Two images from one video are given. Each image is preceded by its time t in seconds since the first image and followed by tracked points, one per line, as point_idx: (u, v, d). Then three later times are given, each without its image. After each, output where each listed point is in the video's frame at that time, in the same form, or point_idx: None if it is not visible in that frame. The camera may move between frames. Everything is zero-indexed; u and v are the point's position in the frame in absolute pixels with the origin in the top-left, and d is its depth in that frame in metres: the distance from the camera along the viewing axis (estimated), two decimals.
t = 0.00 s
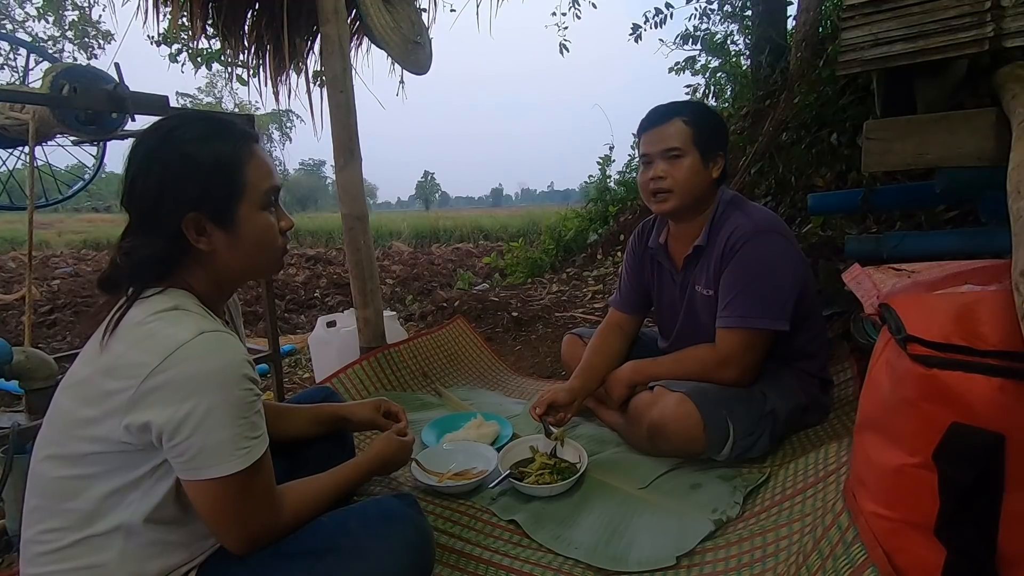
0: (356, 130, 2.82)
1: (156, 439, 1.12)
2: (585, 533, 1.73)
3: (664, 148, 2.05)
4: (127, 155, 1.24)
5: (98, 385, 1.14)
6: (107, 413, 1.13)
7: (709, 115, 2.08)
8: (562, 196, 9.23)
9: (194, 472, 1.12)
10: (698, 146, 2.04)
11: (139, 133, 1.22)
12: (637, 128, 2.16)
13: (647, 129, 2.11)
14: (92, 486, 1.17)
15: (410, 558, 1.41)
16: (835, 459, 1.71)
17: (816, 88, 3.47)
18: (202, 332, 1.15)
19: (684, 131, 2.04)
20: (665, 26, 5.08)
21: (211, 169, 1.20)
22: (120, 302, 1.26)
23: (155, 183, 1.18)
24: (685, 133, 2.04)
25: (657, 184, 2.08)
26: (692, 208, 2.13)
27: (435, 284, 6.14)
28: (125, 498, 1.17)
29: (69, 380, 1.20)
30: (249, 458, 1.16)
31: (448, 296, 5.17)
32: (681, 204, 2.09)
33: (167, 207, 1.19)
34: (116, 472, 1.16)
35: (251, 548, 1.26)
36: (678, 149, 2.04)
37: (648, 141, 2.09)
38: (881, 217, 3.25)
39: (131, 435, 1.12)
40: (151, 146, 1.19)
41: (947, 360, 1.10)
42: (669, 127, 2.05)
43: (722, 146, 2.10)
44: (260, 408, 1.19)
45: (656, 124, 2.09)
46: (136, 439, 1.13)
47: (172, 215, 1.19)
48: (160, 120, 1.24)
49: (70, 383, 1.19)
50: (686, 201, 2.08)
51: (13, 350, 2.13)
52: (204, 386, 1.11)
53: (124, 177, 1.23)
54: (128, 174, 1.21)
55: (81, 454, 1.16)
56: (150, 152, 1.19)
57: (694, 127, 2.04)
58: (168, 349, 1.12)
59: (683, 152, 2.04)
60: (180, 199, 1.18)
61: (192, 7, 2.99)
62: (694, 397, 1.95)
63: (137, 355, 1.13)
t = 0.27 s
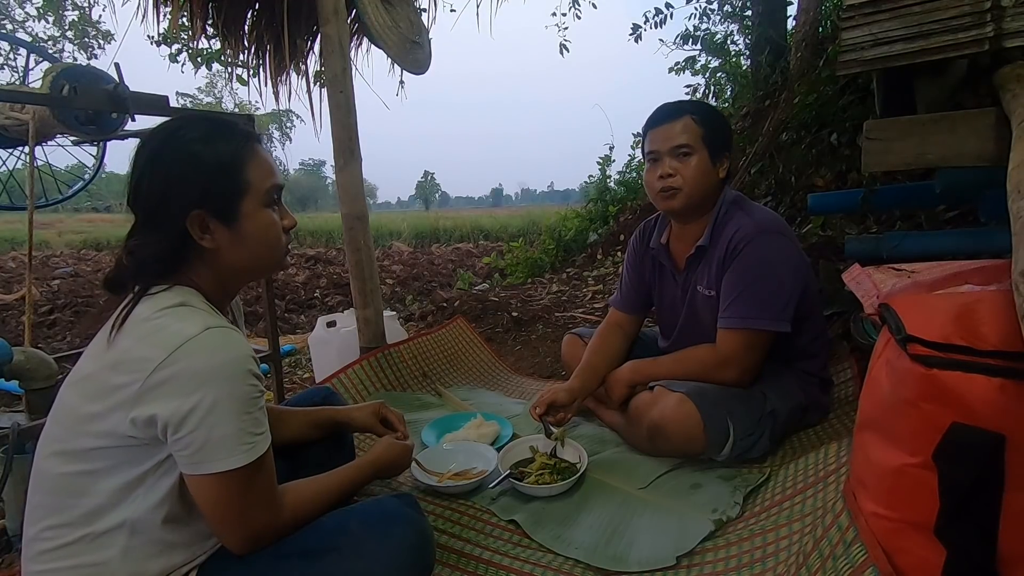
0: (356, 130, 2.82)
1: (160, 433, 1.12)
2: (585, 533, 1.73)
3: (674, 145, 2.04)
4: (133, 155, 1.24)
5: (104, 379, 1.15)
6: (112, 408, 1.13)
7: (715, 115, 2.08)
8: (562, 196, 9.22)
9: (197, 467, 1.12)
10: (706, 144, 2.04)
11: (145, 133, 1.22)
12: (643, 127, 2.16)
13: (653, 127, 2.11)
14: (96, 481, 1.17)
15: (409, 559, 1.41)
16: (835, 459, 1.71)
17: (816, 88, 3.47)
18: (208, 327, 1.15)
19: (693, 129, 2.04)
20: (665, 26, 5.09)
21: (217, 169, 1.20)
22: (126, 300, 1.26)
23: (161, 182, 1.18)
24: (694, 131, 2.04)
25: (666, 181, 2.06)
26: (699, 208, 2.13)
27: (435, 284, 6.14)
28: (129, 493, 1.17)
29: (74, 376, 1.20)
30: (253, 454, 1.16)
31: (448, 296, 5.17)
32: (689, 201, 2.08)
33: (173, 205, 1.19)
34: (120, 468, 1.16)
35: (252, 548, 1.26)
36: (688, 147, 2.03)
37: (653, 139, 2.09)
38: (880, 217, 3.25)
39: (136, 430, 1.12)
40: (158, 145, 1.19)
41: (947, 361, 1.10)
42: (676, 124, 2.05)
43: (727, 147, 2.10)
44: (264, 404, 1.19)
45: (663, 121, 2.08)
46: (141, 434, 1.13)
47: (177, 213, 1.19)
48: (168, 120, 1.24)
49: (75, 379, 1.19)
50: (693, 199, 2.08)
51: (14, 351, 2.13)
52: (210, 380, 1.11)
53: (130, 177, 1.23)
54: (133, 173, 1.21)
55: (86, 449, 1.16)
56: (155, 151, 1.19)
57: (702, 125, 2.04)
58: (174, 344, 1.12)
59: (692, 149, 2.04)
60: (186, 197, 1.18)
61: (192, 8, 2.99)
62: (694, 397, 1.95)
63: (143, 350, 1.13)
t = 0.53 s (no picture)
0: (356, 130, 2.82)
1: (162, 432, 1.12)
2: (585, 533, 1.73)
3: (676, 145, 2.04)
4: (138, 156, 1.24)
5: (107, 378, 1.15)
6: (115, 406, 1.13)
7: (717, 115, 2.08)
8: (562, 196, 9.23)
9: (199, 465, 1.12)
10: (706, 144, 2.05)
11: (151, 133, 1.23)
12: (645, 126, 2.16)
13: (654, 127, 2.11)
14: (97, 480, 1.17)
15: (410, 558, 1.41)
16: (835, 459, 1.71)
17: (816, 89, 3.47)
18: (211, 327, 1.15)
19: (695, 129, 2.04)
20: (665, 26, 5.09)
21: (222, 170, 1.20)
22: (130, 298, 1.26)
23: (166, 182, 1.18)
24: (696, 131, 2.04)
25: (666, 180, 2.06)
26: (700, 208, 2.13)
27: (435, 284, 6.14)
28: (130, 492, 1.17)
29: (77, 374, 1.20)
30: (254, 453, 1.16)
31: (448, 296, 5.17)
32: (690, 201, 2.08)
33: (177, 205, 1.19)
34: (122, 466, 1.16)
35: (252, 548, 1.26)
36: (689, 146, 2.04)
37: (655, 139, 2.09)
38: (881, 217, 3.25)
39: (138, 428, 1.13)
40: (165, 146, 1.19)
41: (946, 361, 1.10)
42: (678, 124, 2.05)
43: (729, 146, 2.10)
44: (265, 404, 1.19)
45: (665, 121, 2.08)
46: (143, 432, 1.13)
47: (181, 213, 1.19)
48: (175, 121, 1.24)
49: (78, 377, 1.19)
50: (694, 199, 2.08)
51: (13, 351, 2.13)
52: (213, 378, 1.11)
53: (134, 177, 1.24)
54: (138, 173, 1.21)
55: (87, 447, 1.16)
56: (160, 152, 1.19)
57: (704, 125, 2.05)
58: (177, 342, 1.12)
59: (693, 148, 2.04)
60: (190, 198, 1.19)
61: (192, 8, 2.99)
62: (694, 397, 1.95)
63: (146, 348, 1.13)
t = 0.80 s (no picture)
0: (356, 130, 2.82)
1: (162, 432, 1.12)
2: (585, 533, 1.73)
3: (673, 146, 2.04)
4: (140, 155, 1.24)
5: (107, 378, 1.15)
6: (115, 406, 1.13)
7: (715, 116, 2.08)
8: (562, 196, 9.23)
9: (198, 466, 1.12)
10: (705, 144, 2.04)
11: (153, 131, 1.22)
12: (643, 127, 2.16)
13: (652, 128, 2.11)
14: (97, 480, 1.17)
15: (409, 557, 1.41)
16: (835, 459, 1.71)
17: (816, 88, 3.47)
18: (211, 327, 1.15)
19: (693, 129, 2.04)
20: (665, 26, 5.09)
21: (223, 170, 1.20)
22: (132, 297, 1.26)
23: (167, 183, 1.18)
24: (694, 131, 2.03)
25: (665, 180, 2.06)
26: (699, 207, 2.12)
27: (435, 284, 6.14)
28: (129, 492, 1.17)
29: (78, 373, 1.20)
30: (254, 454, 1.16)
31: (448, 296, 5.17)
32: (688, 202, 2.08)
33: (177, 205, 1.19)
34: (122, 466, 1.16)
35: (252, 547, 1.26)
36: (687, 147, 2.03)
37: (653, 139, 2.09)
38: (881, 217, 3.25)
39: (138, 428, 1.12)
40: (165, 147, 1.19)
41: (946, 360, 1.10)
42: (676, 124, 2.05)
43: (727, 146, 2.10)
44: (265, 404, 1.19)
45: (663, 121, 2.08)
46: (143, 432, 1.13)
47: (182, 213, 1.19)
48: (174, 122, 1.24)
49: (79, 377, 1.19)
50: (693, 199, 2.08)
51: (13, 351, 2.13)
52: (213, 379, 1.11)
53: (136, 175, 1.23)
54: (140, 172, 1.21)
55: (87, 447, 1.16)
56: (164, 151, 1.19)
57: (701, 126, 2.04)
58: (177, 342, 1.12)
59: (691, 149, 2.04)
60: (190, 198, 1.18)
61: (192, 8, 2.99)
62: (694, 397, 1.94)
63: (147, 348, 1.13)
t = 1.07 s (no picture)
0: (356, 130, 2.82)
1: (157, 434, 1.12)
2: (585, 533, 1.73)
3: (671, 146, 2.04)
4: (162, 151, 1.27)
5: (101, 379, 1.15)
6: (109, 408, 1.13)
7: (714, 116, 2.08)
8: (562, 196, 9.22)
9: (194, 468, 1.12)
10: (704, 144, 2.04)
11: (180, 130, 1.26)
12: (642, 127, 2.16)
13: (651, 127, 2.11)
14: (92, 482, 1.17)
15: (408, 557, 1.41)
16: (835, 459, 1.71)
17: (816, 88, 3.47)
18: (206, 328, 1.15)
19: (691, 130, 2.04)
20: (665, 26, 5.09)
21: (236, 172, 1.22)
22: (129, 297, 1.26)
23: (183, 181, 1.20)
24: (692, 132, 2.03)
25: (664, 181, 2.06)
26: (698, 208, 2.12)
27: (435, 284, 6.14)
28: (125, 494, 1.17)
29: (73, 375, 1.20)
30: (249, 455, 1.16)
31: (448, 296, 5.17)
32: (687, 202, 2.08)
33: (190, 203, 1.20)
34: (117, 468, 1.16)
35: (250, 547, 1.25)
36: (686, 147, 2.03)
37: (652, 140, 2.09)
38: (881, 217, 3.25)
39: (132, 430, 1.12)
40: (185, 146, 1.22)
41: (946, 360, 1.10)
42: (674, 124, 2.05)
43: (727, 145, 2.10)
44: (260, 405, 1.19)
45: (662, 121, 2.08)
46: (137, 434, 1.13)
47: (194, 211, 1.20)
48: (193, 124, 1.27)
49: (73, 379, 1.19)
50: (692, 199, 2.08)
51: (13, 351, 2.13)
52: (207, 380, 1.11)
53: (157, 170, 1.26)
54: (162, 166, 1.23)
55: (82, 449, 1.16)
56: (188, 149, 1.22)
57: (699, 125, 2.04)
58: (171, 344, 1.12)
59: (689, 149, 2.03)
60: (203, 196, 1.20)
61: (192, 8, 2.99)
62: (694, 397, 1.94)
63: (140, 349, 1.13)
